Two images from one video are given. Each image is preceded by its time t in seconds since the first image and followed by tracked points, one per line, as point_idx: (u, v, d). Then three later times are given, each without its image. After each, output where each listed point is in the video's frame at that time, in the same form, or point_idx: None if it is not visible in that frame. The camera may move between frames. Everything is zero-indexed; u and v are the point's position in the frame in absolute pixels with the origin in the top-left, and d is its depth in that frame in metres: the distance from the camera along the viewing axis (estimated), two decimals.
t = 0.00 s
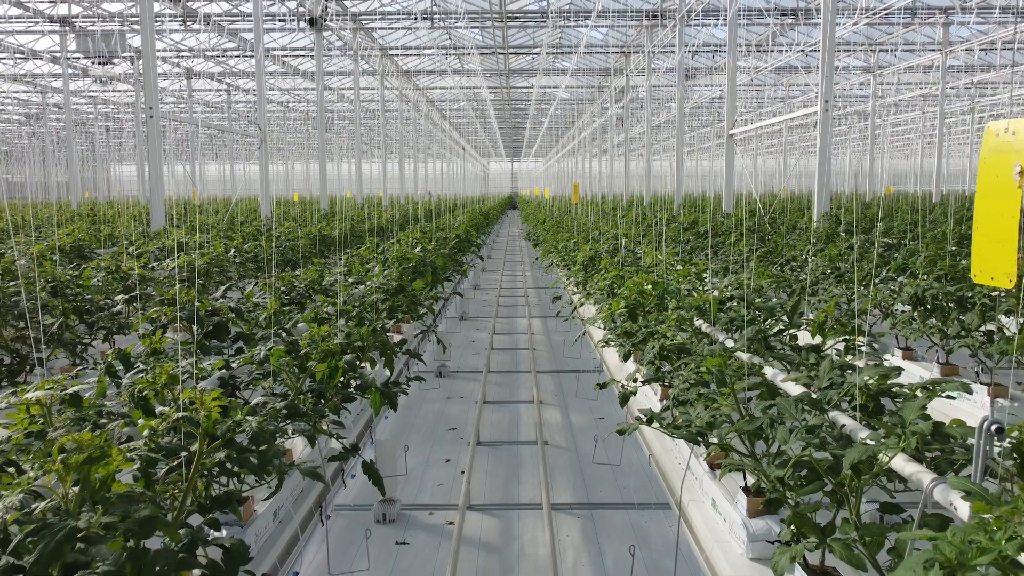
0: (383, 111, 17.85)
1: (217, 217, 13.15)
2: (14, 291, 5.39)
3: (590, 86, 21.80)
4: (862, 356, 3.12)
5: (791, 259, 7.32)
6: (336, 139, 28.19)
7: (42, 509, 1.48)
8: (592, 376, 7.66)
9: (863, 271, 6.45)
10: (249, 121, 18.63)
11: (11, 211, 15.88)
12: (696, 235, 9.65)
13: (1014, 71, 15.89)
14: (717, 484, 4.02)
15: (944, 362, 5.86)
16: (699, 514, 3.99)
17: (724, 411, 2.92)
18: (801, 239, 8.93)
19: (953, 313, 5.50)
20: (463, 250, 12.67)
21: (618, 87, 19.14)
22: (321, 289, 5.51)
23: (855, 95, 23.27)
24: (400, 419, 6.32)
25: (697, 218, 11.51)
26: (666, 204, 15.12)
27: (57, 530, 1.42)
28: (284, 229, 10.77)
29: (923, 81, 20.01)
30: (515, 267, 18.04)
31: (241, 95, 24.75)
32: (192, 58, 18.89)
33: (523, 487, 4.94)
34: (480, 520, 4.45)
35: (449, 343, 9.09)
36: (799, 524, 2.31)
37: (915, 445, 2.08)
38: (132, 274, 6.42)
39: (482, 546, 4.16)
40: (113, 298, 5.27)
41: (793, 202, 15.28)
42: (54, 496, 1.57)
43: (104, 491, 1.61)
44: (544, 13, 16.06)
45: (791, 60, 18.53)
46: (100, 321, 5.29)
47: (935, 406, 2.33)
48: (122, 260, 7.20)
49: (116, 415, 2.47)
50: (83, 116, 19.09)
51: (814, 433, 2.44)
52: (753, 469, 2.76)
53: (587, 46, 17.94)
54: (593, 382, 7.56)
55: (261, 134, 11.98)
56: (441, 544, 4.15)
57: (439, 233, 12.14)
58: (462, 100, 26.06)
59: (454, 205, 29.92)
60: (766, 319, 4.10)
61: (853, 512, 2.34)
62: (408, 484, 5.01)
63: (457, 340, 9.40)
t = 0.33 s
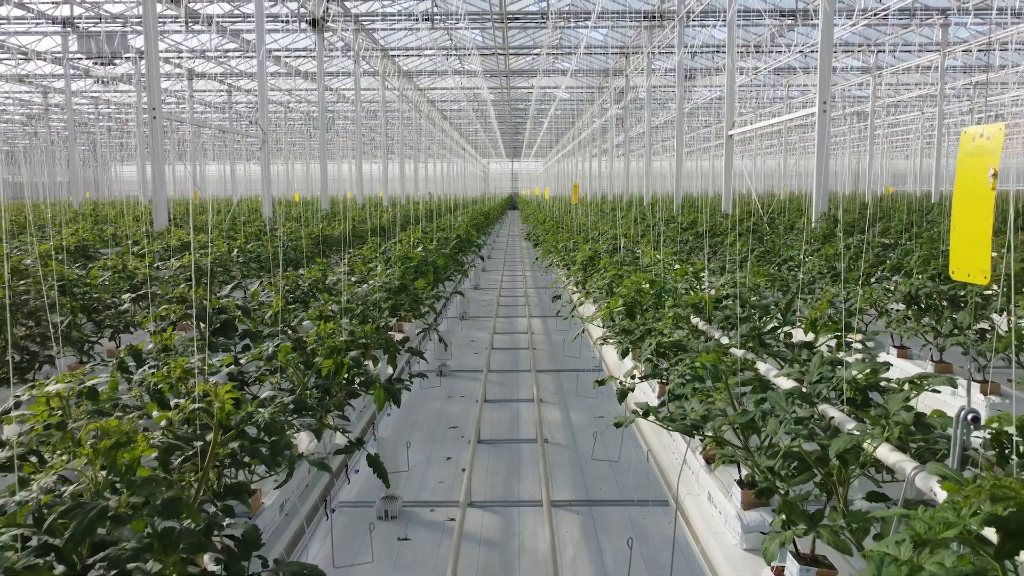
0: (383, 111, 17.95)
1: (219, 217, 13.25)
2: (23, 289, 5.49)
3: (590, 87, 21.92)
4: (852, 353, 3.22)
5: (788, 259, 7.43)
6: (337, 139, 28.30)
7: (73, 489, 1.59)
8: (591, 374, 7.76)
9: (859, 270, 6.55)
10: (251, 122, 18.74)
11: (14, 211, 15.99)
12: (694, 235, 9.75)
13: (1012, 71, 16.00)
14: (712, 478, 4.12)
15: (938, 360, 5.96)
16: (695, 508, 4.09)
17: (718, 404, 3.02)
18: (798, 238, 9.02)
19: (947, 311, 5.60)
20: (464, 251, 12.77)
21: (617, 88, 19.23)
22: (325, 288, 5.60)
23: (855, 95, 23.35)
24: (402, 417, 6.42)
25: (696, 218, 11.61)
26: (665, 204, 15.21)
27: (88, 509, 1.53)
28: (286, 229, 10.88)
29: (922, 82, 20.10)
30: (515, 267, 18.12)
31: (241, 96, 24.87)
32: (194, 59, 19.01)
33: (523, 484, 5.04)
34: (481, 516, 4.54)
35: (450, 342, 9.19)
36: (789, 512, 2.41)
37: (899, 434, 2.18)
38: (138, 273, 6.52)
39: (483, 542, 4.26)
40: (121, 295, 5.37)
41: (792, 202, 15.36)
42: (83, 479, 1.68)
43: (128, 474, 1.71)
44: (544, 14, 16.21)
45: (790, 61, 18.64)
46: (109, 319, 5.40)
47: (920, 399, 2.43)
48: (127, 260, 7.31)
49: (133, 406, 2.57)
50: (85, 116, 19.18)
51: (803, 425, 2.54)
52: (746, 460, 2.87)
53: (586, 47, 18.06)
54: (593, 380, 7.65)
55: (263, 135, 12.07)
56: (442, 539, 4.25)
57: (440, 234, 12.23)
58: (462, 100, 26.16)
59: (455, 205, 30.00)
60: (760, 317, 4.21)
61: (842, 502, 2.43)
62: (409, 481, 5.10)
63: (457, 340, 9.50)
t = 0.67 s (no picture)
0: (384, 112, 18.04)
1: (220, 217, 13.36)
2: (32, 288, 5.59)
3: (590, 87, 22.02)
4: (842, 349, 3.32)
5: (784, 259, 7.52)
6: (337, 140, 28.41)
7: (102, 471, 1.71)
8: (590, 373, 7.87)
9: (854, 270, 6.66)
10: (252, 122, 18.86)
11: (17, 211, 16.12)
12: (692, 234, 9.84)
13: (1010, 72, 16.10)
14: (708, 471, 4.24)
15: (931, 357, 6.06)
16: (691, 501, 4.21)
17: (711, 397, 3.13)
18: (796, 238, 9.12)
19: (939, 310, 5.71)
20: (464, 251, 12.88)
21: (617, 88, 19.32)
22: (328, 286, 5.71)
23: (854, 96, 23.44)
24: (403, 415, 6.52)
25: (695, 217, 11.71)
26: (664, 205, 15.30)
27: (117, 489, 1.65)
28: (287, 229, 11.00)
29: (920, 83, 20.19)
30: (515, 267, 18.20)
31: (242, 96, 24.99)
32: (194, 60, 19.13)
33: (523, 481, 5.14)
34: (481, 512, 4.64)
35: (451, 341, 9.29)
36: (777, 499, 2.51)
37: (880, 424, 2.29)
38: (143, 273, 6.62)
39: (484, 537, 4.36)
40: (128, 294, 5.47)
41: (791, 202, 15.45)
42: (110, 462, 1.79)
43: (152, 459, 1.84)
44: (543, 15, 16.38)
45: (789, 62, 18.74)
46: (117, 317, 5.51)
47: (903, 392, 2.53)
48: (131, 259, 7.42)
49: (148, 399, 2.67)
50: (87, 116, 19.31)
51: (791, 416, 2.65)
52: (737, 451, 2.98)
53: (586, 47, 18.19)
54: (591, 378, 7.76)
55: (264, 136, 12.18)
56: (444, 534, 4.35)
57: (441, 234, 12.34)
58: (462, 100, 26.27)
59: (455, 205, 30.08)
60: (752, 315, 4.35)
61: (829, 489, 2.53)
62: (411, 478, 5.21)
63: (458, 339, 9.61)
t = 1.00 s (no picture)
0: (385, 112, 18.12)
1: (221, 217, 13.47)
2: (41, 287, 5.70)
3: (590, 88, 22.15)
4: (831, 345, 3.43)
5: (781, 258, 7.63)
6: (338, 140, 28.50)
7: (126, 454, 1.83)
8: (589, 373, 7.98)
9: (848, 269, 6.78)
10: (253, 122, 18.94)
11: (19, 211, 16.21)
12: (690, 233, 9.94)
13: (1009, 72, 16.21)
14: (702, 465, 4.35)
15: (923, 354, 6.18)
16: (686, 494, 4.32)
17: (703, 391, 3.25)
18: (793, 237, 9.24)
19: (931, 308, 5.83)
20: (465, 251, 13.00)
21: (616, 88, 19.41)
22: (332, 285, 5.83)
23: (853, 96, 23.54)
24: (405, 413, 6.63)
25: (694, 218, 11.81)
26: (663, 205, 15.42)
27: (144, 470, 1.76)
28: (289, 229, 11.12)
29: (919, 83, 20.28)
30: (515, 267, 18.30)
31: (243, 97, 25.11)
32: (195, 60, 19.26)
33: (522, 477, 5.25)
34: (482, 508, 4.74)
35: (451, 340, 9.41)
36: (765, 487, 2.61)
37: (863, 413, 2.41)
38: (149, 272, 6.73)
39: (484, 532, 4.47)
40: (136, 293, 5.58)
41: (789, 202, 15.56)
42: (136, 446, 1.93)
43: (173, 444, 1.95)
44: (543, 16, 16.56)
45: (788, 63, 18.87)
46: (125, 315, 5.64)
47: (887, 384, 2.63)
48: (136, 259, 7.53)
49: (163, 391, 2.78)
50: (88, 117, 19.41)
51: (780, 408, 2.76)
52: (729, 442, 3.09)
53: (586, 48, 18.35)
54: (591, 377, 7.87)
55: (266, 136, 12.27)
56: (445, 529, 4.46)
57: (442, 234, 12.47)
58: (463, 100, 26.40)
59: (455, 205, 30.19)
60: (746, 312, 4.47)
61: (815, 478, 2.63)
62: (413, 475, 5.31)
63: (458, 338, 9.74)
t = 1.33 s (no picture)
0: (386, 112, 18.21)
1: (223, 218, 13.60)
2: (52, 286, 5.82)
3: (590, 88, 22.27)
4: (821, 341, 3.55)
5: (777, 258, 7.75)
6: (339, 140, 28.61)
7: (152, 439, 1.95)
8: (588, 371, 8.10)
9: (843, 269, 6.88)
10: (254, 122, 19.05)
11: (22, 211, 16.36)
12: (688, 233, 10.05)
13: (1008, 73, 16.30)
14: (697, 458, 4.49)
15: (916, 353, 6.28)
16: (683, 487, 4.44)
17: (697, 385, 3.37)
18: (790, 237, 9.35)
19: (924, 306, 5.93)
20: (466, 251, 13.13)
21: (616, 89, 19.50)
22: (336, 283, 5.94)
23: (852, 97, 23.64)
24: (407, 411, 6.75)
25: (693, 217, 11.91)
26: (662, 205, 15.52)
27: (169, 453, 1.88)
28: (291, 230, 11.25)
29: (918, 84, 20.37)
30: (515, 267, 18.41)
31: (244, 97, 25.24)
32: (197, 61, 19.40)
33: (523, 474, 5.37)
34: (482, 504, 4.86)
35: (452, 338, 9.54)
36: (754, 475, 2.72)
37: (848, 404, 2.52)
38: (156, 271, 6.85)
39: (484, 527, 4.58)
40: (145, 292, 5.70)
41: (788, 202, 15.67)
42: (162, 432, 2.05)
43: (194, 430, 2.07)
44: (542, 17, 16.71)
45: (787, 64, 18.97)
46: (133, 313, 5.77)
47: (872, 377, 2.75)
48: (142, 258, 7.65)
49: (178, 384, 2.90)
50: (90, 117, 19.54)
51: (769, 401, 2.87)
52: (721, 434, 3.21)
53: (586, 48, 18.49)
54: (590, 376, 7.99)
55: (268, 137, 12.40)
56: (446, 525, 4.58)
57: (443, 234, 12.60)
58: (463, 101, 26.51)
59: (455, 205, 30.30)
60: (740, 310, 4.61)
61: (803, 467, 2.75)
62: (415, 471, 5.44)
63: (459, 337, 9.86)
